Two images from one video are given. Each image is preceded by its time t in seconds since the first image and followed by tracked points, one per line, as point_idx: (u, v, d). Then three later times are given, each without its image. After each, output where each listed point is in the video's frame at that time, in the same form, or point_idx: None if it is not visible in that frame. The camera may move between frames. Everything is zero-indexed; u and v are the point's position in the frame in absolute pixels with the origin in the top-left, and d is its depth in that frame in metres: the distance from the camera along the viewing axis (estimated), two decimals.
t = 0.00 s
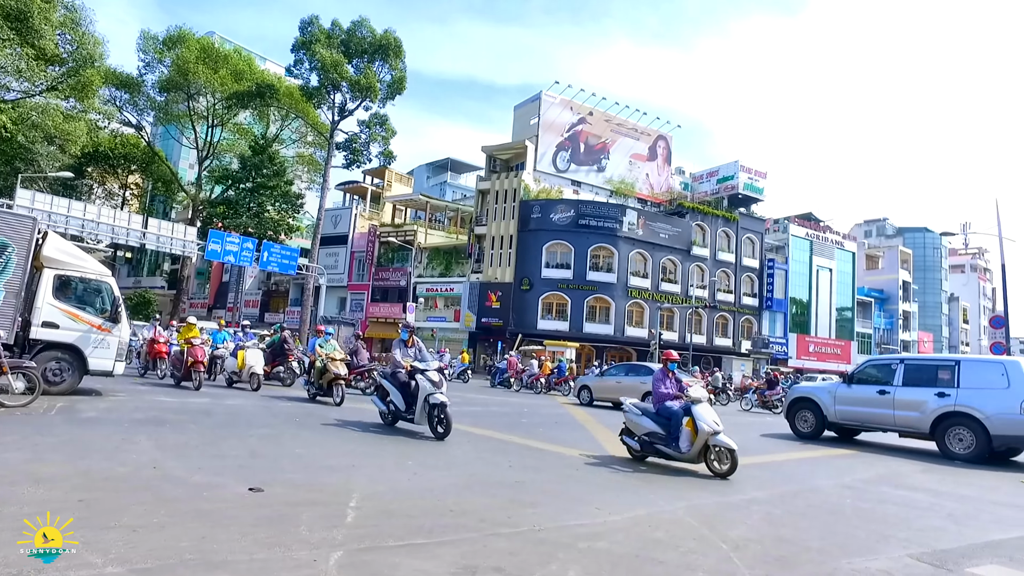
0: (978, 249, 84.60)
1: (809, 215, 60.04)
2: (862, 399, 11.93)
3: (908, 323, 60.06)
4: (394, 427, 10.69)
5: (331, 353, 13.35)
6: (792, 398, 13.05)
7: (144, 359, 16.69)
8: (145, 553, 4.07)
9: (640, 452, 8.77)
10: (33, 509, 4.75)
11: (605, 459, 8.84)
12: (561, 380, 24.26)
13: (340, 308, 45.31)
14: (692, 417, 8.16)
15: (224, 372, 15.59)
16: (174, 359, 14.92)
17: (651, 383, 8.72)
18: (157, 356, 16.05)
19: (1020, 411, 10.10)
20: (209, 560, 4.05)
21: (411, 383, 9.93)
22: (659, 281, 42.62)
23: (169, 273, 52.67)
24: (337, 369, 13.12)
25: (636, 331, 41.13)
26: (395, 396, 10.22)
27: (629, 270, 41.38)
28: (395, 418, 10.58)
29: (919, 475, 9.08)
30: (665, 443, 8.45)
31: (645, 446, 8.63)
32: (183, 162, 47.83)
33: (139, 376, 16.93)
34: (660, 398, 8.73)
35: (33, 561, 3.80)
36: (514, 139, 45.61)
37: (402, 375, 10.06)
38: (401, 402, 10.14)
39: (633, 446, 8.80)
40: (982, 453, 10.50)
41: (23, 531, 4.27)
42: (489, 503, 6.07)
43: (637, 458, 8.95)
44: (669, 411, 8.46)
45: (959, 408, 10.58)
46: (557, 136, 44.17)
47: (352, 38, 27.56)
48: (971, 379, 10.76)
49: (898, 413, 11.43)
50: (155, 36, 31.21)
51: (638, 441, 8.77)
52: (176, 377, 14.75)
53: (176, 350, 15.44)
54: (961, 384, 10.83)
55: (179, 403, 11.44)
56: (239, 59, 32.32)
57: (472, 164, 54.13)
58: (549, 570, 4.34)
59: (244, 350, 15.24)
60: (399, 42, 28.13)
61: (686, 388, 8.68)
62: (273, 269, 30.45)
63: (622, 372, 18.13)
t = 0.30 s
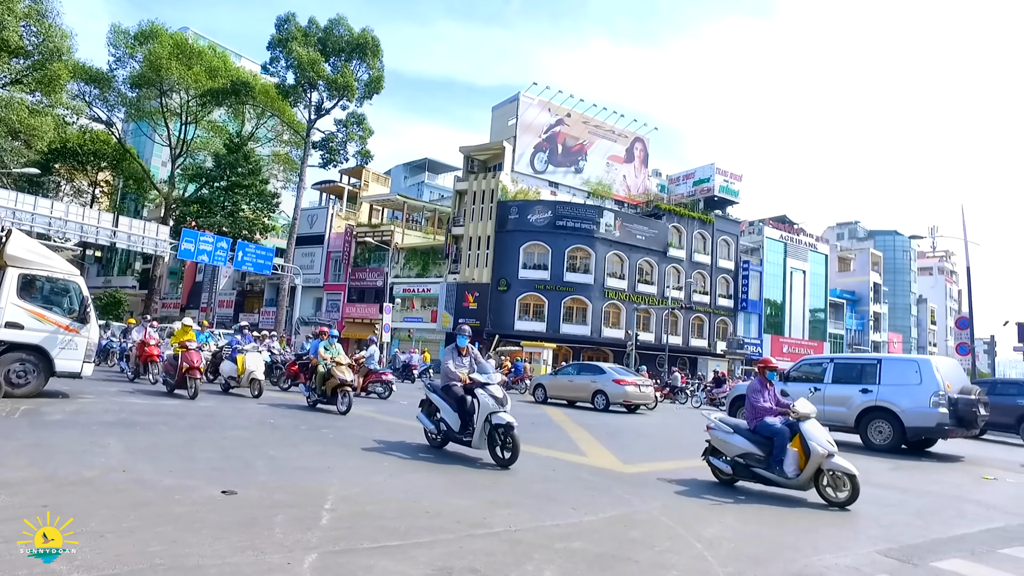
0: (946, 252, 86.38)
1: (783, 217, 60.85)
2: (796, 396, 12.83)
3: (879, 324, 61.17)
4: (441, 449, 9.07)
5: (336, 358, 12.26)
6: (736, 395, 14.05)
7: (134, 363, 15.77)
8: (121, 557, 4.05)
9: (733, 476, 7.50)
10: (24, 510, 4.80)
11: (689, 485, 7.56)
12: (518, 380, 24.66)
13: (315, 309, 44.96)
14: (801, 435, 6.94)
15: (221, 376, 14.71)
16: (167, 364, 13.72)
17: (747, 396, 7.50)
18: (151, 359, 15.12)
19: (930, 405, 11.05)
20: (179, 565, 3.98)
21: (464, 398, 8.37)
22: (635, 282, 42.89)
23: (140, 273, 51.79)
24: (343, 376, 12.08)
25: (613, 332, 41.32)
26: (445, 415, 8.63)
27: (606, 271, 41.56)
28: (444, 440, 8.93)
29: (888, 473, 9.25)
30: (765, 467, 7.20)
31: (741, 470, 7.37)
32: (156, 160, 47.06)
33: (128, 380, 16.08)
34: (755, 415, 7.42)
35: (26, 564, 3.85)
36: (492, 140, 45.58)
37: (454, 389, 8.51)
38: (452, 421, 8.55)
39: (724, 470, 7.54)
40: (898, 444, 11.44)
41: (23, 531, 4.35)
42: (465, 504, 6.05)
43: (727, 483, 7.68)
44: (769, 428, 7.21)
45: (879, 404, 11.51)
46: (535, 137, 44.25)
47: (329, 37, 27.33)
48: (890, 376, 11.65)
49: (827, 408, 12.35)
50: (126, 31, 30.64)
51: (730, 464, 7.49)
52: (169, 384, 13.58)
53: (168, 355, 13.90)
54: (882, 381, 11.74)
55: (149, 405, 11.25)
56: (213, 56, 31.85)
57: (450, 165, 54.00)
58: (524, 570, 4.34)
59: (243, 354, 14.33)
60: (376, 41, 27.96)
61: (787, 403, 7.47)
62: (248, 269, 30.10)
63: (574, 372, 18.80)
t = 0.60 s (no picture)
0: (913, 255, 88.22)
1: (757, 220, 61.62)
2: (732, 393, 13.30)
3: (849, 325, 62.23)
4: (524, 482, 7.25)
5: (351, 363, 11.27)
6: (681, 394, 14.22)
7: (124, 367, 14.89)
8: (104, 560, 4.04)
9: (866, 508, 6.25)
10: (14, 510, 4.82)
11: (711, 494, 7.22)
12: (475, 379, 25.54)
13: (290, 309, 44.53)
14: (962, 462, 5.67)
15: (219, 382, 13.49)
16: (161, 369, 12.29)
17: (884, 413, 6.17)
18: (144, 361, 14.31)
19: (853, 401, 11.92)
20: (146, 571, 3.90)
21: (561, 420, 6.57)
22: (611, 284, 43.13)
23: (109, 272, 50.77)
24: (360, 383, 11.11)
25: (589, 332, 41.48)
26: (534, 441, 6.77)
27: (582, 272, 41.73)
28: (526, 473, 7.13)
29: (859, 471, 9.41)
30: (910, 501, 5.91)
31: (879, 501, 6.09)
32: (125, 157, 46.22)
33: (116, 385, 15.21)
34: (898, 436, 6.07)
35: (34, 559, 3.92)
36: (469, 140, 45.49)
37: (548, 408, 6.69)
38: (544, 449, 6.69)
39: (855, 500, 6.30)
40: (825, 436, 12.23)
41: (23, 531, 4.41)
42: (439, 506, 6.03)
43: (854, 515, 6.44)
44: (913, 454, 5.90)
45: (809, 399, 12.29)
46: (512, 138, 44.24)
47: (305, 34, 27.07)
48: (818, 374, 12.49)
49: (762, 405, 12.88)
50: (93, 24, 29.98)
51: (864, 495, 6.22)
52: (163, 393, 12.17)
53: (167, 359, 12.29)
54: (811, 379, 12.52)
55: (116, 407, 11.02)
56: (186, 51, 31.31)
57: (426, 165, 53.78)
58: (498, 571, 4.33)
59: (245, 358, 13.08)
60: (353, 39, 27.76)
61: (935, 422, 6.14)
62: (221, 269, 29.73)
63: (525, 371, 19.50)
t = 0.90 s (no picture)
0: (875, 258, 90.30)
1: (725, 222, 62.49)
2: (668, 389, 14.45)
3: (814, 326, 63.45)
4: (665, 528, 5.56)
5: (370, 370, 10.20)
6: (622, 391, 15.56)
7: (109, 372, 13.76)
8: (75, 562, 4.02)
9: None
10: (8, 513, 4.88)
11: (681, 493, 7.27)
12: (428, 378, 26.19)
13: (257, 309, 43.91)
14: None
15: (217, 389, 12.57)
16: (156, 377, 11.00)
17: None
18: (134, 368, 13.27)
19: (775, 397, 12.51)
20: None
21: (737, 455, 5.01)
22: (581, 284, 43.36)
23: (68, 270, 49.46)
24: (382, 391, 10.06)
25: (559, 333, 41.61)
26: (692, 482, 5.17)
27: (552, 273, 41.88)
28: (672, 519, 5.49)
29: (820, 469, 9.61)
30: None
31: None
32: (86, 152, 45.12)
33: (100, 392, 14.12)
34: None
35: (31, 561, 3.98)
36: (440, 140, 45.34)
37: (713, 440, 5.15)
38: (709, 492, 5.07)
39: None
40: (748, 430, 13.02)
41: (24, 531, 4.50)
42: (408, 507, 6.00)
43: None
44: None
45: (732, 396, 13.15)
46: (482, 138, 44.18)
47: (274, 30, 26.69)
48: (745, 372, 13.28)
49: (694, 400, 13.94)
50: (50, 13, 29.11)
51: None
52: (159, 403, 10.90)
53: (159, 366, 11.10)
54: (738, 377, 13.36)
55: (74, 410, 10.72)
56: (149, 45, 30.61)
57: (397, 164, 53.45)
58: (466, 572, 4.32)
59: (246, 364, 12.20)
60: (323, 36, 27.47)
61: None
62: (186, 267, 29.20)
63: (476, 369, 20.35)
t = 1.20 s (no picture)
0: (835, 260, 92.39)
1: (689, 224, 63.31)
2: (602, 388, 14.96)
3: (776, 327, 64.66)
4: None
5: (399, 378, 9.19)
6: (557, 390, 15.96)
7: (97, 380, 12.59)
8: (59, 565, 4.05)
9: None
10: (9, 515, 5.02)
11: (643, 493, 7.34)
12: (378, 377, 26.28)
13: (218, 308, 43.08)
14: None
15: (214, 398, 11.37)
16: (158, 386, 9.63)
17: None
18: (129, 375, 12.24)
19: (699, 395, 13.59)
20: None
21: None
22: (547, 285, 43.53)
23: (18, 267, 47.86)
24: (413, 403, 9.00)
25: (525, 334, 41.72)
26: (990, 546, 3.80)
27: (519, 273, 41.95)
28: None
29: (779, 467, 9.82)
30: None
31: None
32: (37, 145, 43.75)
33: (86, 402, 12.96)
34: None
35: (32, 561, 4.07)
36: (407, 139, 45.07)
37: None
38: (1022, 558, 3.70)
39: None
40: (677, 426, 13.88)
41: (24, 531, 4.63)
42: (371, 508, 5.97)
43: None
44: None
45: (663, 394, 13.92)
46: (449, 138, 44.04)
47: (238, 24, 26.22)
48: (674, 371, 14.12)
49: (627, 399, 14.58)
50: None
51: None
52: (162, 416, 9.55)
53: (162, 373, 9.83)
54: (668, 376, 14.17)
55: (23, 414, 10.38)
56: (106, 35, 29.67)
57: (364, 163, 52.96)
58: (429, 573, 4.32)
59: (248, 371, 11.30)
60: (289, 32, 27.09)
61: None
62: (144, 266, 28.50)
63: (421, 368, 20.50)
